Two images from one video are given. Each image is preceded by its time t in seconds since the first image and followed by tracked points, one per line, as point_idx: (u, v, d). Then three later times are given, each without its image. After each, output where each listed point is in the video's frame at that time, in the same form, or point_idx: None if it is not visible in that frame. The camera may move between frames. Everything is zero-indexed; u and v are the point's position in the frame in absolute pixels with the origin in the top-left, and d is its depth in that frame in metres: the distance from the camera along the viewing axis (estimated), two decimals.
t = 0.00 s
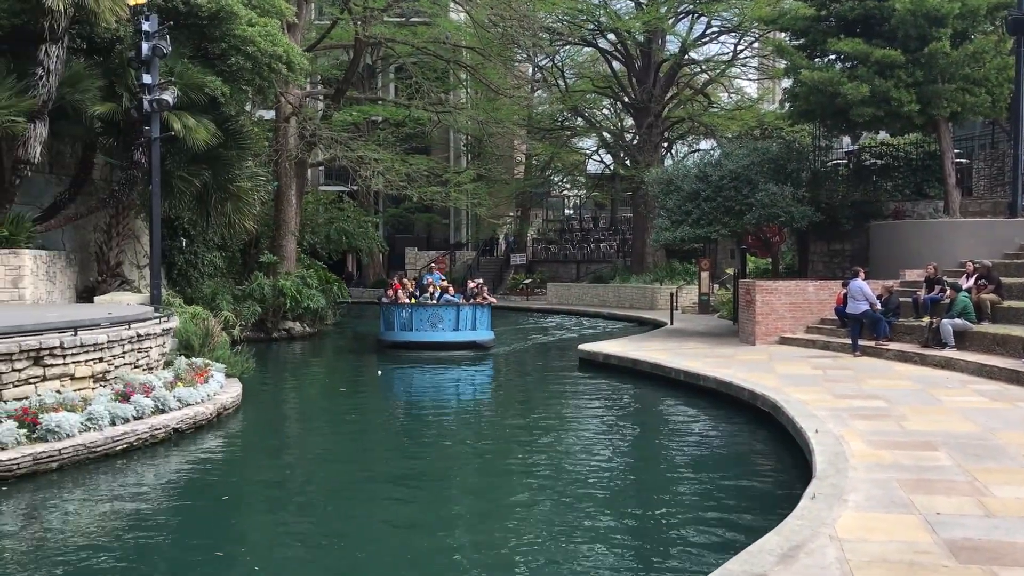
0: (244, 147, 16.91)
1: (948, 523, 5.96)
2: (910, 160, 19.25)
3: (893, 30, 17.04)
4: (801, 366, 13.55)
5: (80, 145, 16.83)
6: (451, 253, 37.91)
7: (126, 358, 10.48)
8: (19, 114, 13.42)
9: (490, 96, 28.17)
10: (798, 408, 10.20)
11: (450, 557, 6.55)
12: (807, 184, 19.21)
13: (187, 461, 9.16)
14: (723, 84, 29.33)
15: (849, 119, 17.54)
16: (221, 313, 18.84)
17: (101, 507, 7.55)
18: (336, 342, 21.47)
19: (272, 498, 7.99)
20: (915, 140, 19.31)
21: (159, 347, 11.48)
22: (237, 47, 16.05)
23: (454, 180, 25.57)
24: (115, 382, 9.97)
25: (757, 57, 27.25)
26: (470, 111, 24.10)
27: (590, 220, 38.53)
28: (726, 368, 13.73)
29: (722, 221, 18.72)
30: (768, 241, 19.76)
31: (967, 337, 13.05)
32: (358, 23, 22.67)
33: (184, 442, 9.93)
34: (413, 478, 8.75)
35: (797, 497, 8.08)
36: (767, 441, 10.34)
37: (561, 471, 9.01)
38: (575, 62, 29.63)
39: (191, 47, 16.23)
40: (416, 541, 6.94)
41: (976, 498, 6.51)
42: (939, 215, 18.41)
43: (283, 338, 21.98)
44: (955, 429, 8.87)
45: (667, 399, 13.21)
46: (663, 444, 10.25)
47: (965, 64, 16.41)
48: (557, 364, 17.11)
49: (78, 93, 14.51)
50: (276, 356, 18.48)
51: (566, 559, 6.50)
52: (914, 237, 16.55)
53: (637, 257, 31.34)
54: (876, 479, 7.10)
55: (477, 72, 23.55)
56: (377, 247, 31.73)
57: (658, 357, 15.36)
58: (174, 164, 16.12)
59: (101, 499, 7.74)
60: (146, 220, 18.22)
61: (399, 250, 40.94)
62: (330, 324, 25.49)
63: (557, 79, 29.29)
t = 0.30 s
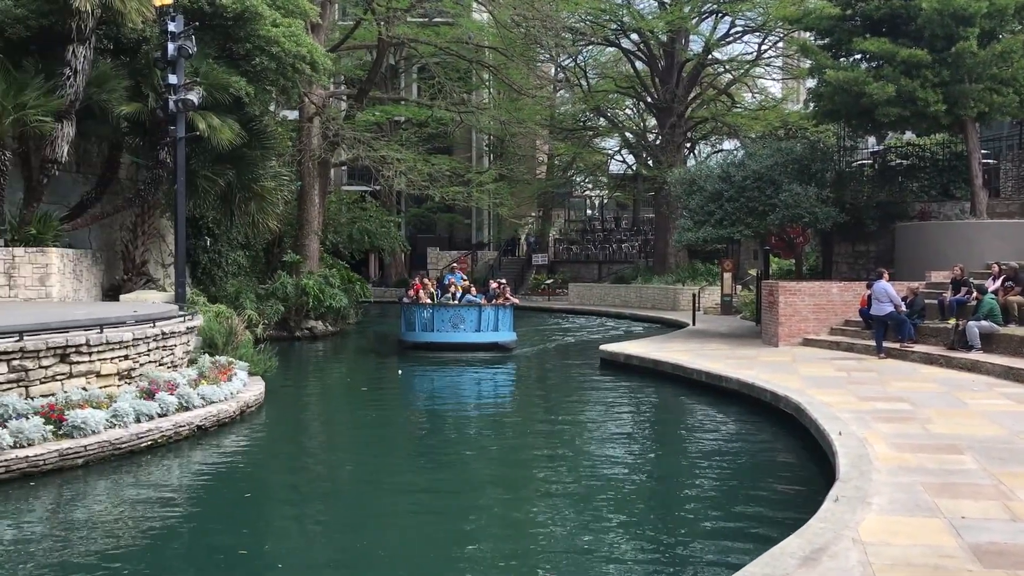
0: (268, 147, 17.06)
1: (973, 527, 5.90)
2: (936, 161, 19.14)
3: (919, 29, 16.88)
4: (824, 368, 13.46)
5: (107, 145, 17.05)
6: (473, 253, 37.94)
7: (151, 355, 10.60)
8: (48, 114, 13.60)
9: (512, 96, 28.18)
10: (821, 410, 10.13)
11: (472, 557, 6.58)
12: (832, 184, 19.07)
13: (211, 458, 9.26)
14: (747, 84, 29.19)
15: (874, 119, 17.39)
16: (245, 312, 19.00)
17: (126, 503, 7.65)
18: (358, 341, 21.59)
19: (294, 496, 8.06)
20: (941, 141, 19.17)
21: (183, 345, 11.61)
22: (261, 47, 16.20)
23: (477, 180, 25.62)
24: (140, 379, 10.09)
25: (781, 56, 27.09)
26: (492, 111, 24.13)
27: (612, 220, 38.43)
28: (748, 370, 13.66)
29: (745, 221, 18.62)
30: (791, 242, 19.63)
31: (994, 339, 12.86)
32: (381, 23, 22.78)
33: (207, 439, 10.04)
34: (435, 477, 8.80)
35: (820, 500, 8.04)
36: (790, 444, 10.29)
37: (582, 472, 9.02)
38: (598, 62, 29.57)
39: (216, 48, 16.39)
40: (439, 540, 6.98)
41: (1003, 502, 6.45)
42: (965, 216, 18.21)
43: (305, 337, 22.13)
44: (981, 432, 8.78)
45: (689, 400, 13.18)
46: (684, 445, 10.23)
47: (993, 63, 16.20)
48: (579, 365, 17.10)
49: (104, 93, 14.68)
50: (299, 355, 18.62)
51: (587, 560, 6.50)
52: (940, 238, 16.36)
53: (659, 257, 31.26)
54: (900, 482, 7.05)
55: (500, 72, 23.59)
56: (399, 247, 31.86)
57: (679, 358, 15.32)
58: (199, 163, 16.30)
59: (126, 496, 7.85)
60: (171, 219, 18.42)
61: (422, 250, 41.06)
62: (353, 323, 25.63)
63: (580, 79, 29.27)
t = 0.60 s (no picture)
0: (291, 149, 17.18)
1: (999, 533, 5.83)
2: (962, 163, 18.90)
3: (945, 30, 16.72)
4: (848, 371, 13.34)
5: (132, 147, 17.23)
6: (494, 255, 37.94)
7: (175, 356, 10.70)
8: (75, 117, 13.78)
9: (534, 98, 28.16)
10: (844, 414, 10.04)
11: (493, 559, 6.58)
12: (856, 186, 18.89)
13: (233, 458, 9.34)
14: (770, 86, 29.02)
15: (899, 121, 17.21)
16: (267, 313, 19.13)
17: (149, 502, 7.73)
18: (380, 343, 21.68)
19: (316, 496, 8.10)
20: (967, 143, 18.96)
21: (207, 346, 11.72)
22: (286, 50, 16.35)
23: (498, 182, 25.62)
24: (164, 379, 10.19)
25: (805, 58, 26.89)
26: (514, 113, 24.12)
27: (634, 222, 38.29)
28: (771, 373, 13.58)
29: (768, 224, 18.50)
30: (815, 245, 19.47)
31: (1021, 343, 12.72)
32: (404, 25, 22.77)
33: (230, 439, 10.12)
34: (456, 478, 8.81)
35: (843, 504, 7.98)
36: (813, 447, 10.21)
37: (602, 474, 9.00)
38: (620, 64, 29.52)
39: (240, 50, 16.53)
40: (460, 541, 6.98)
41: None
42: (992, 218, 17.99)
43: (327, 338, 22.24)
44: (1007, 437, 8.67)
45: (711, 403, 13.11)
46: (705, 448, 10.17)
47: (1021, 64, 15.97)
48: (600, 367, 17.07)
49: (129, 96, 14.85)
50: (321, 356, 18.71)
51: (608, 563, 6.48)
52: (966, 241, 16.22)
53: (681, 260, 31.12)
54: (924, 487, 6.97)
55: (522, 74, 23.59)
56: (420, 249, 31.95)
57: (701, 361, 15.24)
58: (223, 165, 16.50)
59: (150, 495, 7.92)
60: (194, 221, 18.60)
61: (443, 252, 41.12)
62: (374, 324, 25.73)
63: (602, 80, 29.22)
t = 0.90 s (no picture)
0: (317, 154, 17.34)
1: None
2: (992, 167, 18.34)
3: (974, 32, 16.66)
4: (875, 377, 13.20)
5: (160, 152, 17.46)
6: (519, 259, 37.96)
7: (202, 359, 10.81)
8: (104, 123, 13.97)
9: (559, 103, 28.20)
10: (871, 420, 9.94)
11: (516, 563, 6.58)
12: (884, 190, 18.69)
13: (259, 461, 9.42)
14: (796, 89, 28.84)
15: (928, 125, 16.95)
16: (293, 317, 19.28)
17: (176, 503, 7.82)
18: (405, 347, 21.79)
19: (340, 500, 8.15)
20: (997, 146, 18.39)
21: (233, 349, 11.83)
22: (311, 56, 16.50)
23: (522, 186, 25.65)
24: (191, 382, 10.29)
25: (831, 61, 26.67)
26: (539, 117, 24.15)
27: (659, 226, 38.16)
28: (797, 378, 13.47)
29: (794, 228, 18.38)
30: (841, 249, 19.30)
31: None
32: (429, 30, 22.69)
33: (256, 442, 10.20)
34: (480, 483, 8.83)
35: (870, 511, 7.89)
36: (839, 453, 10.11)
37: (626, 479, 8.98)
38: (645, 68, 29.48)
39: (267, 56, 16.70)
40: (484, 546, 7.00)
41: None
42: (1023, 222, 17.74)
43: (352, 342, 22.37)
44: None
45: (736, 408, 13.03)
46: (730, 454, 10.11)
47: None
48: (624, 372, 17.03)
49: (157, 102, 15.04)
50: (346, 360, 18.81)
51: (632, 568, 6.47)
52: (995, 246, 16.08)
53: (706, 265, 30.96)
54: (953, 494, 6.88)
55: (547, 78, 23.63)
56: (445, 253, 32.06)
57: (726, 366, 15.16)
58: (250, 170, 16.72)
59: (177, 497, 8.01)
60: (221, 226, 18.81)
61: (468, 256, 41.20)
62: (399, 328, 25.83)
63: (627, 85, 29.21)
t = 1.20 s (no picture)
0: (348, 158, 17.50)
1: None
2: None
3: (1011, 36, 16.49)
4: (909, 383, 13.01)
5: (194, 157, 17.71)
6: (548, 263, 37.96)
7: (234, 362, 10.93)
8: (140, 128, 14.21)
9: (589, 107, 28.22)
10: (905, 427, 9.79)
11: (545, 569, 6.57)
12: (918, 196, 18.35)
13: (290, 463, 9.51)
14: (829, 93, 28.57)
15: (964, 130, 16.68)
16: (324, 320, 19.46)
17: (208, 505, 7.91)
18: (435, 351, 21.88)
19: (370, 503, 8.20)
20: None
21: (265, 352, 11.95)
22: (344, 62, 16.70)
23: (552, 191, 25.66)
24: (223, 385, 10.40)
25: (865, 64, 26.37)
26: (569, 122, 24.15)
27: (689, 231, 37.97)
28: (829, 385, 13.32)
29: (827, 233, 18.21)
30: (875, 254, 19.06)
31: None
32: (460, 35, 22.71)
33: (287, 445, 10.30)
34: (508, 487, 8.83)
35: (904, 519, 7.78)
36: (872, 461, 9.98)
37: (655, 485, 8.94)
38: (676, 73, 29.39)
39: (300, 62, 16.86)
40: (512, 550, 7.00)
41: None
42: None
43: (383, 345, 22.50)
44: None
45: (766, 414, 12.91)
46: (761, 461, 10.01)
47: None
48: (654, 377, 16.96)
49: (192, 107, 15.25)
50: (376, 364, 18.95)
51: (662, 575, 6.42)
52: None
53: (737, 270, 30.70)
54: (989, 503, 6.76)
55: (577, 83, 23.64)
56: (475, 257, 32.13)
57: (756, 372, 15.03)
58: (282, 174, 16.93)
59: (209, 498, 8.11)
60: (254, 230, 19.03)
61: (497, 260, 41.23)
62: (428, 332, 25.96)
63: (658, 89, 29.12)
